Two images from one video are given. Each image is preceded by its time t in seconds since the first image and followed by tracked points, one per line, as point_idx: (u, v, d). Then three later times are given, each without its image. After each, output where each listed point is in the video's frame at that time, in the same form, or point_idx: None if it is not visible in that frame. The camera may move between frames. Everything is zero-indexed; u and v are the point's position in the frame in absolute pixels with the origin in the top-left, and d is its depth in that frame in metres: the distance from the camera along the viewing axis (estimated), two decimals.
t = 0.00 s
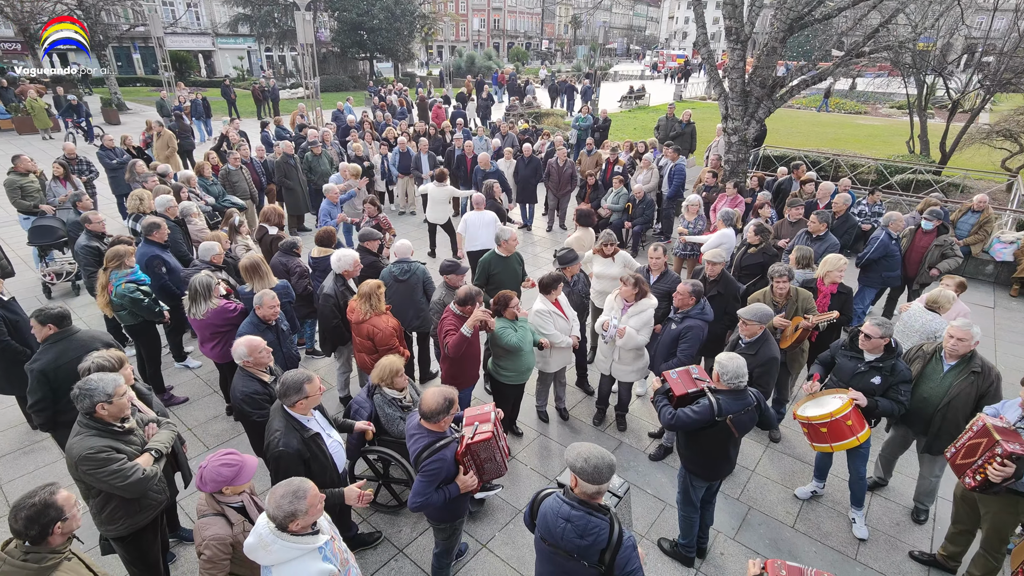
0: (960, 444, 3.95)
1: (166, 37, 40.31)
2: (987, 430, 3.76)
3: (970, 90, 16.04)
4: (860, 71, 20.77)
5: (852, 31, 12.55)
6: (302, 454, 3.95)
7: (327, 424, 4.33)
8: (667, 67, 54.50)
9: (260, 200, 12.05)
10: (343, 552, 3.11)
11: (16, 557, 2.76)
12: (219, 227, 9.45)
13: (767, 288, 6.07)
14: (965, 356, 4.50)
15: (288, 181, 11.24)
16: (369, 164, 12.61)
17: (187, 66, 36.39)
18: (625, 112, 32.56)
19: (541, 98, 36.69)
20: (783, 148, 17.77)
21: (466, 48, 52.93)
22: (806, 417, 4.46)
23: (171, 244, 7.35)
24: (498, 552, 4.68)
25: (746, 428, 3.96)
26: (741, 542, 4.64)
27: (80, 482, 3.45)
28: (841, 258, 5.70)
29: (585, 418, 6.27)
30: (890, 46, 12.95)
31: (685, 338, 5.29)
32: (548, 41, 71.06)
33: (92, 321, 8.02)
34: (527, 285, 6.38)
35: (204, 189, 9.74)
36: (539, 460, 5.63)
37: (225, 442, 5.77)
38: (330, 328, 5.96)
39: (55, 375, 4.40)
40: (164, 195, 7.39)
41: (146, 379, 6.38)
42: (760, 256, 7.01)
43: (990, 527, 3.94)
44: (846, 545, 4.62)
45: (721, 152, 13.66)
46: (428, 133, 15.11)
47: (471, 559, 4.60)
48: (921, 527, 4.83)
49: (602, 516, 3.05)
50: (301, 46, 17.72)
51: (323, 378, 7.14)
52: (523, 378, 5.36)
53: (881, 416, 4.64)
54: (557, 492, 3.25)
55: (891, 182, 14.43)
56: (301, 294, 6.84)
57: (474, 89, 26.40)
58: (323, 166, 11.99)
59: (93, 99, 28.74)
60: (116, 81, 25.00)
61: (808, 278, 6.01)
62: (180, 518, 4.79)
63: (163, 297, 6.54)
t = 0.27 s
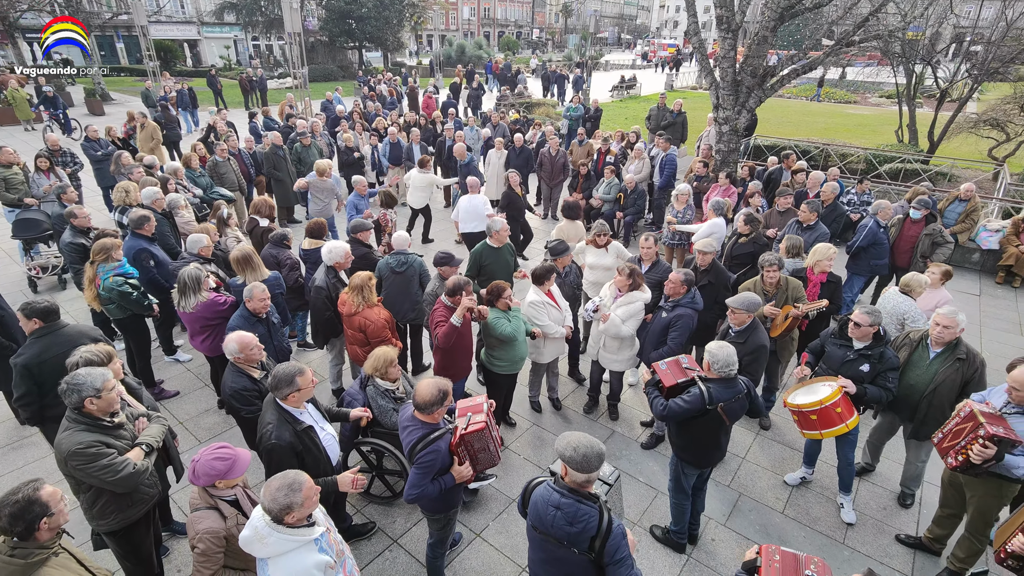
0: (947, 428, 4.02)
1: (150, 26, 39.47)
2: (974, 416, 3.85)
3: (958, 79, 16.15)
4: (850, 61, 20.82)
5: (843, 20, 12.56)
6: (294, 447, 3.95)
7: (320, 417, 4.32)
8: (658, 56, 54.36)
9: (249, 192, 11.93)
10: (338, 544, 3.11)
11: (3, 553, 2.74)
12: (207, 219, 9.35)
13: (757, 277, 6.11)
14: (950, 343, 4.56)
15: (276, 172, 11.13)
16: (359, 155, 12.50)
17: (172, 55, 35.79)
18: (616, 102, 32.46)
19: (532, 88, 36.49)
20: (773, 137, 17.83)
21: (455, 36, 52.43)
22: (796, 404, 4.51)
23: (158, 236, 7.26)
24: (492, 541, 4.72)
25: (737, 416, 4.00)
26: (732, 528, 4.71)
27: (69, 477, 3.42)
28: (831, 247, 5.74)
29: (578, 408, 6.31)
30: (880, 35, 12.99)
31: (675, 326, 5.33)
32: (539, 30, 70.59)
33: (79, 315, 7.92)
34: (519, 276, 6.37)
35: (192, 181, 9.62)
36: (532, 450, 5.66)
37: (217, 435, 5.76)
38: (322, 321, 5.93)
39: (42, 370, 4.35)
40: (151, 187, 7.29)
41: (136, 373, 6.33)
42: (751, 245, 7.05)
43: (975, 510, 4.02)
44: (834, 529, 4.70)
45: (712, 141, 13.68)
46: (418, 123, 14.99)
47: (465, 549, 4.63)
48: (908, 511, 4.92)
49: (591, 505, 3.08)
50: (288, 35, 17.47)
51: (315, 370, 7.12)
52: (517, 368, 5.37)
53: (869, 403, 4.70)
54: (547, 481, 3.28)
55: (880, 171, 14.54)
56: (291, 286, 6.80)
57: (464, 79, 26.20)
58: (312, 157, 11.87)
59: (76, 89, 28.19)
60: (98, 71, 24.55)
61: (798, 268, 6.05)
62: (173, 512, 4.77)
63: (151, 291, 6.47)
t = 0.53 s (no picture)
0: (935, 418, 4.09)
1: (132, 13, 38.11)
2: (965, 407, 3.92)
3: (944, 68, 16.26)
4: (839, 49, 20.89)
5: (831, 8, 12.58)
6: (286, 439, 3.94)
7: (312, 409, 4.32)
8: (648, 45, 54.18)
9: (236, 183, 11.78)
10: (333, 535, 3.12)
11: None
12: (194, 211, 9.24)
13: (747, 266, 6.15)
14: (935, 329, 4.62)
15: (264, 163, 11.00)
16: (347, 145, 12.38)
17: (154, 44, 35.14)
18: (607, 91, 32.35)
19: (522, 77, 36.27)
20: (763, 126, 17.87)
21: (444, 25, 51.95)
22: (784, 391, 4.58)
23: (144, 229, 7.16)
24: (485, 530, 4.75)
25: (726, 405, 4.05)
26: (722, 514, 4.78)
27: (58, 473, 3.40)
28: (819, 236, 5.78)
29: (570, 397, 6.35)
30: (868, 24, 13.02)
31: (668, 312, 5.36)
32: (528, 18, 70.04)
33: (65, 309, 7.82)
34: (509, 267, 6.36)
35: (178, 172, 9.49)
36: (525, 439, 5.69)
37: (208, 429, 5.73)
38: (312, 313, 5.90)
39: (26, 366, 4.30)
40: (135, 179, 7.18)
41: (124, 367, 6.27)
42: (740, 234, 7.09)
43: (958, 493, 4.11)
44: (822, 513, 4.78)
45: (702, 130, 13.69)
46: (407, 113, 14.86)
47: (458, 538, 4.66)
48: (893, 494, 5.01)
49: (580, 496, 3.10)
50: (274, 23, 17.21)
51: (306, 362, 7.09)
52: (509, 358, 5.39)
53: (856, 389, 4.77)
54: (537, 472, 3.32)
55: (868, 159, 14.65)
56: (281, 278, 6.74)
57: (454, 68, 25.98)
58: (300, 148, 11.74)
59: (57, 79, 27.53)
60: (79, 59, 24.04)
61: (786, 256, 6.10)
62: (164, 506, 4.76)
63: (139, 284, 6.40)
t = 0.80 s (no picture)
0: (920, 403, 4.16)
1: None
2: (949, 394, 3.98)
3: (930, 56, 16.36)
4: (827, 37, 20.92)
5: None
6: (277, 432, 3.93)
7: (302, 401, 4.30)
8: (636, 33, 53.96)
9: (222, 174, 11.61)
10: (326, 526, 3.13)
11: None
12: (179, 202, 9.11)
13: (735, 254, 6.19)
14: (919, 315, 4.70)
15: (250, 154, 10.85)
16: (335, 135, 12.23)
17: (135, 32, 34.39)
18: (596, 79, 32.22)
19: (510, 65, 35.97)
20: (751, 114, 17.92)
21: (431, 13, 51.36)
22: (772, 377, 4.64)
23: (128, 221, 7.06)
24: (478, 519, 4.79)
25: (712, 394, 4.08)
26: (711, 499, 4.85)
27: (45, 469, 3.36)
28: (806, 224, 5.82)
29: (561, 386, 6.38)
30: (855, 11, 13.05)
31: (661, 297, 5.40)
32: (516, 6, 69.45)
33: (49, 303, 7.71)
34: (499, 257, 6.34)
35: (161, 163, 9.34)
36: (516, 428, 5.72)
37: (198, 422, 5.70)
38: (302, 305, 5.86)
39: (9, 361, 4.23)
40: (117, 170, 7.05)
41: (111, 361, 6.20)
42: (729, 222, 7.13)
43: (940, 475, 4.21)
44: (809, 497, 4.87)
45: (691, 119, 13.69)
46: (395, 102, 14.71)
47: (451, 527, 4.69)
48: (878, 477, 5.12)
49: (570, 486, 3.13)
50: (257, 10, 16.90)
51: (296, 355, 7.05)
52: (500, 348, 5.40)
53: (842, 375, 4.84)
54: (528, 463, 3.35)
55: (855, 147, 14.75)
56: (269, 270, 6.69)
57: (442, 56, 25.71)
58: (286, 138, 11.60)
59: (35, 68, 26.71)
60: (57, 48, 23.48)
61: (774, 244, 6.14)
62: (154, 501, 4.73)
63: (124, 278, 6.31)
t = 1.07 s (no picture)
0: (904, 388, 4.21)
1: None
2: (934, 379, 4.04)
3: (915, 43, 16.46)
4: (814, 24, 20.95)
5: None
6: (267, 424, 3.91)
7: (292, 393, 4.28)
8: (625, 21, 53.68)
9: (206, 165, 11.44)
10: (320, 518, 3.14)
11: None
12: (163, 194, 8.97)
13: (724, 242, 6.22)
14: (903, 301, 4.77)
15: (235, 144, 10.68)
16: (321, 125, 12.08)
17: (113, 20, 33.57)
18: (585, 67, 32.05)
19: (499, 54, 35.65)
20: (739, 102, 17.95)
21: None
22: (760, 364, 4.69)
23: (110, 214, 6.94)
24: (471, 508, 4.82)
25: (695, 385, 4.12)
26: (700, 484, 4.92)
27: (32, 466, 3.33)
28: (793, 212, 5.86)
29: (551, 375, 6.41)
30: None
31: (653, 286, 5.43)
32: None
33: (31, 298, 7.58)
34: (489, 247, 6.32)
35: (144, 154, 9.18)
36: (508, 418, 5.74)
37: (187, 416, 5.66)
38: (291, 298, 5.82)
39: None
40: (99, 162, 6.92)
41: (97, 356, 6.13)
42: (717, 211, 7.16)
43: (924, 458, 4.30)
44: (796, 480, 4.95)
45: (679, 107, 13.68)
46: (382, 91, 14.54)
47: (444, 516, 4.72)
48: (863, 460, 5.21)
49: (562, 476, 3.17)
50: None
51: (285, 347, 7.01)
52: (490, 339, 5.40)
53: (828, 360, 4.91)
54: (519, 453, 3.38)
55: (841, 135, 14.86)
56: (257, 262, 6.62)
57: (428, 44, 25.41)
58: (272, 129, 11.44)
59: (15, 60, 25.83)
60: (33, 36, 22.88)
61: (762, 232, 6.18)
62: (145, 496, 4.71)
63: (108, 272, 6.22)
